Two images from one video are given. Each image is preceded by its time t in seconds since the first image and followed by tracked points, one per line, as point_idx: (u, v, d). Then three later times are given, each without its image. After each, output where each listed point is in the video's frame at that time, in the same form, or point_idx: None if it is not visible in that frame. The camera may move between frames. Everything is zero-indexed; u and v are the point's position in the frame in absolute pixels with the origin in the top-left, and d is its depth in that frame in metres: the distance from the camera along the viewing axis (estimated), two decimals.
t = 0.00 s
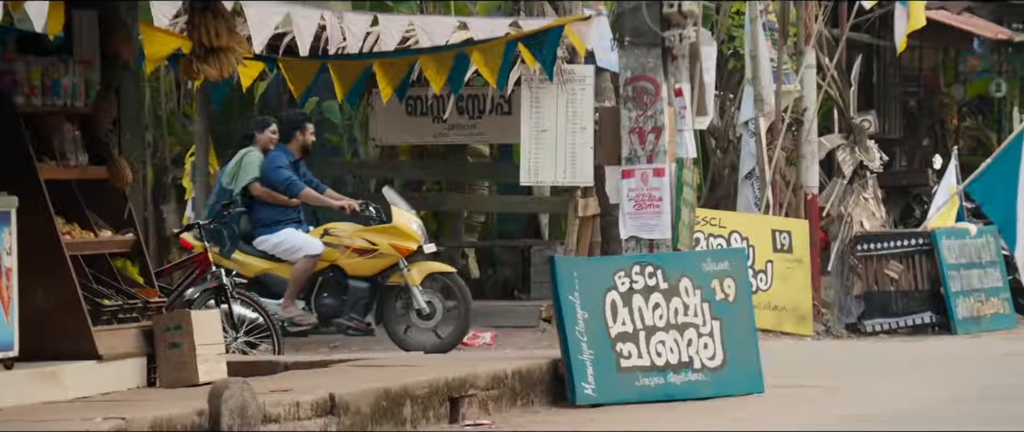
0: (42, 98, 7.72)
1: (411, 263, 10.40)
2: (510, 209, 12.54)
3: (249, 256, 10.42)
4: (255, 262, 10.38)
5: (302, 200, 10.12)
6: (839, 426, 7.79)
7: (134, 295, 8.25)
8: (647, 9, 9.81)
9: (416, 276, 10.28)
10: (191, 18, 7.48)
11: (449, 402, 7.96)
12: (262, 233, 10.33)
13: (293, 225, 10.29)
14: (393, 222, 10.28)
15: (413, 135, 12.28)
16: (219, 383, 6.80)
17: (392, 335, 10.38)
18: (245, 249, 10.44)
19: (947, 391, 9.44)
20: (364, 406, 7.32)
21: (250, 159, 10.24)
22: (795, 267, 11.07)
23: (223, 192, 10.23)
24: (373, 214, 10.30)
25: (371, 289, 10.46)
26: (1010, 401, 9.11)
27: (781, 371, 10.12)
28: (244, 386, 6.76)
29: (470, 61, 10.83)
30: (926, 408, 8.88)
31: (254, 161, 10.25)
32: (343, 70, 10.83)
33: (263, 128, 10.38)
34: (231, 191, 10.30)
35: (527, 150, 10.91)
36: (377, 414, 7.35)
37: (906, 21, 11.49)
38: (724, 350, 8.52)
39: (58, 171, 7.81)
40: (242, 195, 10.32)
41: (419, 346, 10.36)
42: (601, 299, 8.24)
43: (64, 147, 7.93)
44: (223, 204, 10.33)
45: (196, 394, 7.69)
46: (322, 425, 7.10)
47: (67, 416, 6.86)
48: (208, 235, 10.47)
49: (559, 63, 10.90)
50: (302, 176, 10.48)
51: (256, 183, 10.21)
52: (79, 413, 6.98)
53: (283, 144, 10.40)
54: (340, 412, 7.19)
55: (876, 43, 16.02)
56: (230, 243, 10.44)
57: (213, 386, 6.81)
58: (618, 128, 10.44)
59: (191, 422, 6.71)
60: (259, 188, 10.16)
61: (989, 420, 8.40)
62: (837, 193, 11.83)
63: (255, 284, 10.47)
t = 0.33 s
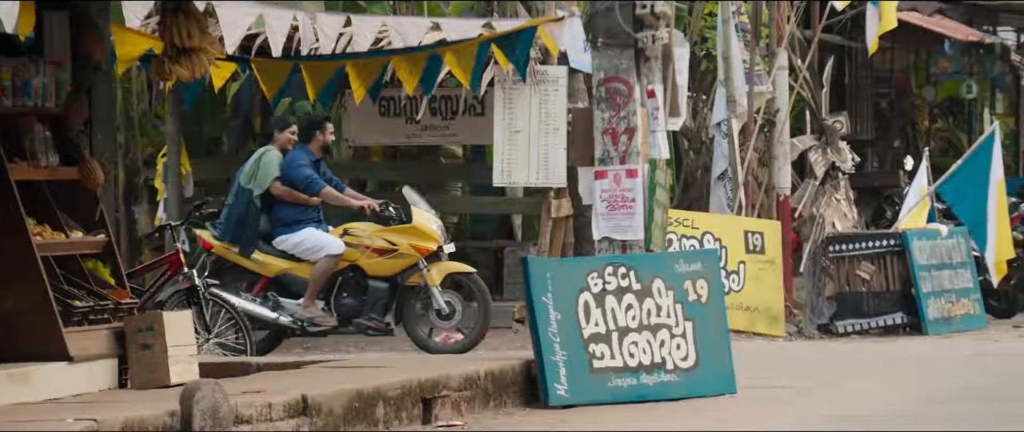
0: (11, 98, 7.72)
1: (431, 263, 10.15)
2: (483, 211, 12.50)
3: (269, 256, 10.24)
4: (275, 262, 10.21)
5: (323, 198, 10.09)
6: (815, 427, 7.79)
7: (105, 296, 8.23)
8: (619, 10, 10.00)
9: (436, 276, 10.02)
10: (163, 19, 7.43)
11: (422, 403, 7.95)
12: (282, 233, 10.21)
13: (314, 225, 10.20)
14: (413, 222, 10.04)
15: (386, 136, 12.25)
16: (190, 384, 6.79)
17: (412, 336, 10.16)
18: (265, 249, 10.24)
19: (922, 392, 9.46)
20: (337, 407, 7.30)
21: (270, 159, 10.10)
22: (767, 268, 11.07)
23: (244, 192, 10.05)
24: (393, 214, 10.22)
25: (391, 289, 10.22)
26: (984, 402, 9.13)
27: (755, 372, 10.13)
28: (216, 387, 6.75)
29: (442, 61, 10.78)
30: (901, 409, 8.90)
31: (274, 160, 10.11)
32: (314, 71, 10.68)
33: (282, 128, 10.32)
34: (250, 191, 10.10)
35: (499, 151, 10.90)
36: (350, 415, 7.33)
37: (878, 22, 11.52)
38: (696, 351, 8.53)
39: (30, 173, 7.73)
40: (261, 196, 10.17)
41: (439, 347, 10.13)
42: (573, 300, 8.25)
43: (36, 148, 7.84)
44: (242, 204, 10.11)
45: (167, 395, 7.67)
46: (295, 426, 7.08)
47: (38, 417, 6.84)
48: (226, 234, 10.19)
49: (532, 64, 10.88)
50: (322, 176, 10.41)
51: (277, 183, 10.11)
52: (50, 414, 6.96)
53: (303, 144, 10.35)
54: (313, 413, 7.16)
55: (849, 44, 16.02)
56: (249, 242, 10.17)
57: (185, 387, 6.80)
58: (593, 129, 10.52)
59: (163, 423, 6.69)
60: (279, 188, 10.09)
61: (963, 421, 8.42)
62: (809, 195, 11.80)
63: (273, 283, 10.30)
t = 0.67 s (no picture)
0: None
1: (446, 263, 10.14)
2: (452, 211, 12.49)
3: (286, 256, 10.19)
4: (292, 262, 10.16)
5: (340, 198, 10.01)
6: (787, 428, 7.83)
7: (72, 297, 8.23)
8: (589, 10, 9.83)
9: (452, 275, 10.02)
10: (131, 18, 7.39)
11: (392, 404, 7.94)
12: (299, 232, 10.16)
13: (331, 225, 10.14)
14: (430, 222, 10.02)
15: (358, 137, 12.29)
16: (158, 386, 6.77)
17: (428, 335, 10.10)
18: (281, 249, 10.19)
19: (893, 392, 9.51)
20: (306, 408, 7.28)
21: (288, 160, 10.06)
22: (737, 269, 11.07)
23: (261, 192, 10.03)
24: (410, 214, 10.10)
25: (408, 290, 10.19)
26: (954, 402, 9.19)
27: (725, 373, 10.16)
28: (184, 388, 6.73)
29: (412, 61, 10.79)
30: (872, 410, 8.94)
31: (292, 161, 10.07)
32: (285, 72, 10.67)
33: (300, 129, 10.24)
34: (268, 191, 10.08)
35: (470, 152, 10.92)
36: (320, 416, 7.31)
37: (847, 23, 11.57)
38: (666, 352, 8.54)
39: None
40: (279, 196, 10.13)
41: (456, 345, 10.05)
42: (544, 301, 8.26)
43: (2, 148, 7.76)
44: (259, 204, 10.09)
45: (136, 397, 7.65)
46: (264, 428, 7.05)
47: (6, 419, 6.82)
48: (243, 234, 10.18)
49: (501, 65, 10.87)
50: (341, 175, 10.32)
51: (295, 184, 10.05)
52: (18, 417, 6.93)
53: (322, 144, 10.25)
54: (282, 414, 7.16)
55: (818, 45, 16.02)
56: (266, 242, 10.14)
57: (153, 389, 6.78)
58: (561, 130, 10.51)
59: (131, 425, 6.67)
60: (297, 188, 10.03)
61: (934, 421, 8.46)
62: (778, 195, 11.81)
63: (290, 284, 10.24)
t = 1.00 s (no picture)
0: None
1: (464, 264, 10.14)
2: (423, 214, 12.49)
3: (303, 258, 10.29)
4: (310, 263, 10.26)
5: (355, 200, 10.05)
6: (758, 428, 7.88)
7: (40, 299, 8.27)
8: (558, 13, 9.79)
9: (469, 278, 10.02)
10: (99, 20, 7.32)
11: (361, 406, 7.88)
12: (317, 235, 10.26)
13: (348, 226, 10.24)
14: (448, 224, 10.00)
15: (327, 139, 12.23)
16: (126, 388, 6.73)
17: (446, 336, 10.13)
18: (298, 251, 10.30)
19: (863, 393, 9.57)
20: (275, 410, 7.20)
21: (306, 161, 10.20)
22: (705, 270, 11.12)
23: (279, 193, 10.15)
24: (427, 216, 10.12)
25: (426, 290, 10.17)
26: (923, 402, 9.27)
27: (696, 375, 10.17)
28: (152, 391, 6.70)
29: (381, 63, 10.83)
30: (841, 410, 9.00)
31: (311, 162, 10.22)
32: (252, 74, 10.72)
33: (319, 132, 10.41)
34: (286, 193, 10.22)
35: (439, 155, 10.90)
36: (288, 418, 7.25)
37: (815, 27, 11.62)
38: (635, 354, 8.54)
39: None
40: (298, 198, 10.29)
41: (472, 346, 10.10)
42: (513, 303, 8.25)
43: None
44: (278, 206, 10.20)
45: (103, 400, 7.64)
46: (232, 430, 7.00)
47: None
48: (261, 236, 10.27)
49: (471, 67, 10.90)
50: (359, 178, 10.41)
51: (311, 186, 10.18)
52: None
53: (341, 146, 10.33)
54: (250, 416, 7.10)
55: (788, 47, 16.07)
56: (283, 243, 10.22)
57: (121, 392, 6.74)
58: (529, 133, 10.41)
59: (99, 426, 6.61)
60: (315, 190, 10.15)
61: (904, 421, 8.53)
62: (747, 198, 11.83)
63: (307, 286, 10.33)
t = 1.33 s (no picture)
0: None
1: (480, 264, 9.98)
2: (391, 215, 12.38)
3: (318, 260, 10.13)
4: (324, 264, 10.10)
5: (368, 202, 9.72)
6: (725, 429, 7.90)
7: (3, 300, 8.23)
8: (526, 14, 9.93)
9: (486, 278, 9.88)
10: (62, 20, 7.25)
11: (327, 407, 7.69)
12: (333, 236, 10.06)
13: (363, 227, 10.03)
14: (462, 223, 9.80)
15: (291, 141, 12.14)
16: (90, 390, 6.66)
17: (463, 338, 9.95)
18: (313, 252, 10.14)
19: (832, 393, 9.58)
20: (240, 411, 7.04)
21: (321, 163, 9.94)
22: (672, 271, 11.14)
23: (293, 196, 9.98)
24: (442, 215, 9.80)
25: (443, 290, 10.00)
26: (890, 402, 9.30)
27: (664, 377, 10.15)
28: (118, 392, 6.63)
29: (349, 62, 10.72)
30: (809, 411, 9.02)
31: (325, 164, 9.95)
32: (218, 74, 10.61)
33: (333, 134, 10.14)
34: (302, 194, 10.02)
35: (406, 155, 10.93)
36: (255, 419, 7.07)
37: (782, 28, 11.64)
38: (602, 355, 8.46)
39: None
40: (314, 199, 10.07)
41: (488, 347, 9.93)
42: (479, 304, 8.16)
43: None
44: (293, 207, 10.04)
45: (68, 401, 7.63)
46: None
47: None
48: (277, 236, 10.12)
49: (438, 68, 10.86)
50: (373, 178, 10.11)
51: (326, 187, 9.92)
52: None
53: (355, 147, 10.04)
54: (216, 417, 6.93)
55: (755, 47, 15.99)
56: (298, 244, 10.07)
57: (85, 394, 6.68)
58: (497, 134, 10.44)
59: (61, 428, 6.54)
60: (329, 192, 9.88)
61: (870, 421, 8.56)
62: (713, 198, 11.87)
63: (322, 287, 10.17)
